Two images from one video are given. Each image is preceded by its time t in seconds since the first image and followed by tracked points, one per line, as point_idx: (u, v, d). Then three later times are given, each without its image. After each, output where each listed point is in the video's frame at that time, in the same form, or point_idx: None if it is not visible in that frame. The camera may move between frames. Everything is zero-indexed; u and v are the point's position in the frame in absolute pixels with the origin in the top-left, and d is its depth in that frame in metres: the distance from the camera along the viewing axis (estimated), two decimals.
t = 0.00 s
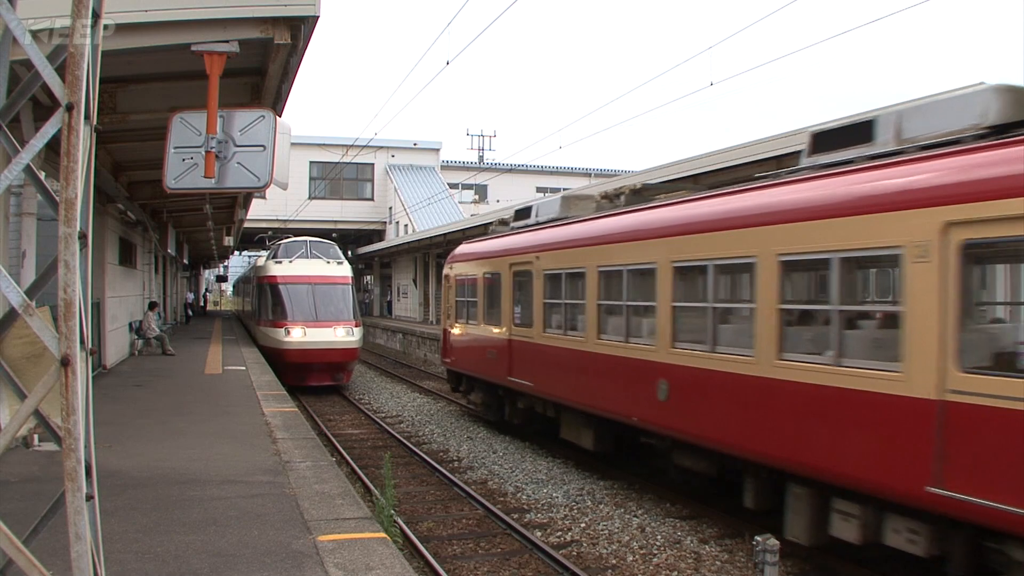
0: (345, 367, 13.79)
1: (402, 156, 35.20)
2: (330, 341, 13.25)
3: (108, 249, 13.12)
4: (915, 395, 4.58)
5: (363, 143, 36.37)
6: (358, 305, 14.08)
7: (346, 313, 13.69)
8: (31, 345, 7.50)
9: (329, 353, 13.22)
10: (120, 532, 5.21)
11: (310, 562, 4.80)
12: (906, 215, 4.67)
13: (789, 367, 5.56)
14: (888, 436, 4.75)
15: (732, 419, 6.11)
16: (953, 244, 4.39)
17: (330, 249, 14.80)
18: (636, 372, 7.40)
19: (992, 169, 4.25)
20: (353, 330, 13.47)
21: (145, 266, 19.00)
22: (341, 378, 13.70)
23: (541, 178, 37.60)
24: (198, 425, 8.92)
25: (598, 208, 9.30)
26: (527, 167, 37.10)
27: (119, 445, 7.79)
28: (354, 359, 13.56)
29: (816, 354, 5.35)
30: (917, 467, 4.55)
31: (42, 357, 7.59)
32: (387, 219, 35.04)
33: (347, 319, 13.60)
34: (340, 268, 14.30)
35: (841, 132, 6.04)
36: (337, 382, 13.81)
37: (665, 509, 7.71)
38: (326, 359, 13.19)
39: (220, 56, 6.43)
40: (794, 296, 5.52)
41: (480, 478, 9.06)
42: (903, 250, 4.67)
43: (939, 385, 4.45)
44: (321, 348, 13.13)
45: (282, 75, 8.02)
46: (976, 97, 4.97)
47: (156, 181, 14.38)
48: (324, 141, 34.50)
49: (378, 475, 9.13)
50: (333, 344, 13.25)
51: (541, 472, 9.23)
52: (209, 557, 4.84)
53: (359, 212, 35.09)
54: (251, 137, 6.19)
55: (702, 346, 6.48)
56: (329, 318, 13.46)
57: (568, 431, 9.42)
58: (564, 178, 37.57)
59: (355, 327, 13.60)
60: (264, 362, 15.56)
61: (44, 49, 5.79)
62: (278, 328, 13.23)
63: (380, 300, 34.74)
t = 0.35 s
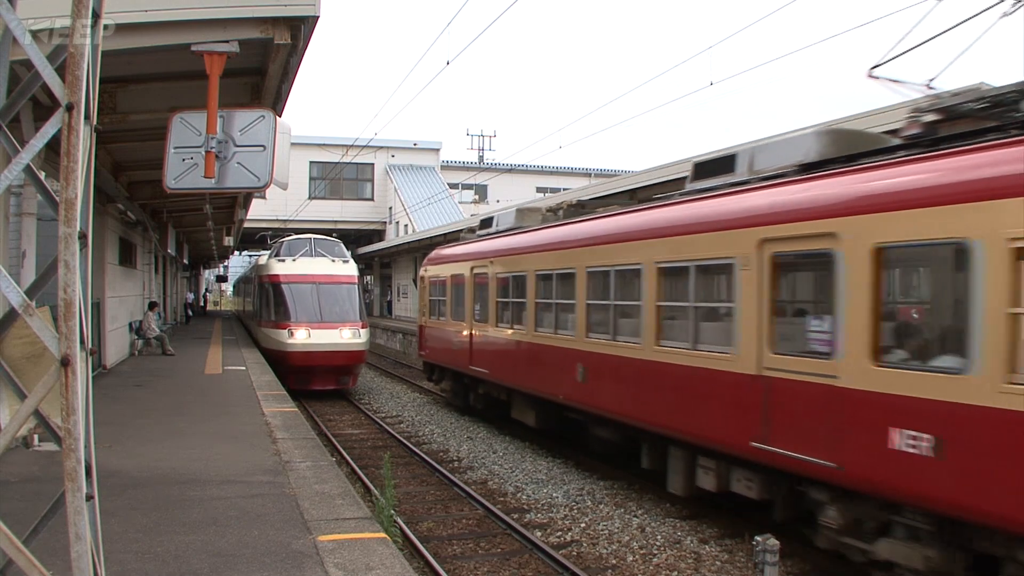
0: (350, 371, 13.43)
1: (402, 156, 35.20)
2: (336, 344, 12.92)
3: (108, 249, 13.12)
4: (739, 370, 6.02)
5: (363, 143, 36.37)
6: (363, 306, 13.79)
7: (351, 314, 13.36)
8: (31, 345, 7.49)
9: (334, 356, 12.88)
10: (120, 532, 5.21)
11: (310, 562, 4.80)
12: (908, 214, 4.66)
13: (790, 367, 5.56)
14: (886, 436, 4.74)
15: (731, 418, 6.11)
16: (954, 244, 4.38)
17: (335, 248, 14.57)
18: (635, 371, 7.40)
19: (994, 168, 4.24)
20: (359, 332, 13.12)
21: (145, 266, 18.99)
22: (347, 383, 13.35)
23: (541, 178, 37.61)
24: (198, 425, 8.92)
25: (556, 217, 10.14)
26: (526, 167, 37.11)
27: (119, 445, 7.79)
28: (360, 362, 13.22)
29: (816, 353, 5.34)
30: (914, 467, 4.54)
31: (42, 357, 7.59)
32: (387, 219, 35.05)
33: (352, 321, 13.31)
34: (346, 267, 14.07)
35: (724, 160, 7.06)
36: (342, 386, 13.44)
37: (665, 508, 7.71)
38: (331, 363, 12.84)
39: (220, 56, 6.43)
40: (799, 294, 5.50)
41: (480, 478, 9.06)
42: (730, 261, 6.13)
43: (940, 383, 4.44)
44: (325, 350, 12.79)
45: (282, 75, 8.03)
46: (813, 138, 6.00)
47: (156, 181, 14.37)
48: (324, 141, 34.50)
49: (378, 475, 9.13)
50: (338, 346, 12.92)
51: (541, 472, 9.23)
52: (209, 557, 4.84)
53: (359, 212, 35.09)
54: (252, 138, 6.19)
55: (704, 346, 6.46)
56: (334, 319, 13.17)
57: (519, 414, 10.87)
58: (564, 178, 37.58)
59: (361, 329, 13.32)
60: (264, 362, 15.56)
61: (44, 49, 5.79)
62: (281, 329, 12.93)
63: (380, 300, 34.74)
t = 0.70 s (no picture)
0: (357, 374, 13.15)
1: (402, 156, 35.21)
2: (341, 346, 12.65)
3: (108, 249, 13.12)
4: (634, 357, 7.44)
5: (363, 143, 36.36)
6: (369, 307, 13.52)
7: (357, 316, 13.10)
8: (31, 345, 7.49)
9: (340, 359, 12.61)
10: (120, 532, 5.20)
11: (310, 562, 4.80)
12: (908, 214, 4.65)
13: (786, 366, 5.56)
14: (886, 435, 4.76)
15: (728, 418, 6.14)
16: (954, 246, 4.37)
17: (340, 247, 14.31)
18: (638, 370, 7.40)
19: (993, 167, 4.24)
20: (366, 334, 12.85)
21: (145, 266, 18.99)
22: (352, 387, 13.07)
23: (541, 178, 37.62)
24: (198, 425, 8.91)
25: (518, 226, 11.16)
26: (526, 167, 37.12)
27: (119, 445, 7.79)
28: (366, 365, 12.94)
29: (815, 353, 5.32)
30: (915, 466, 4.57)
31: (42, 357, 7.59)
32: (387, 220, 35.05)
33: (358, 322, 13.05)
34: (351, 267, 13.80)
35: (639, 181, 8.24)
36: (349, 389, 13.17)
37: (664, 508, 7.71)
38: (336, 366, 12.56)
39: (220, 56, 6.43)
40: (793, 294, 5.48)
41: (480, 478, 9.06)
42: (626, 268, 7.59)
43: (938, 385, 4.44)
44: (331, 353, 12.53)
45: (282, 75, 8.02)
46: (697, 166, 7.18)
47: (156, 181, 14.38)
48: (324, 141, 34.49)
49: (378, 475, 9.13)
50: (343, 349, 12.65)
51: (541, 472, 9.23)
52: (209, 557, 4.84)
53: (359, 212, 35.09)
54: (252, 137, 6.18)
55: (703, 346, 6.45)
56: (339, 321, 12.90)
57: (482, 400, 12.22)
58: (564, 178, 37.59)
59: (367, 331, 13.04)
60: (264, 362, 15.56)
61: (44, 49, 5.79)
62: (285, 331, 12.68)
63: (380, 300, 34.73)
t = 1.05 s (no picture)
0: (362, 378, 12.74)
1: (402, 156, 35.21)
2: (346, 350, 12.25)
3: (108, 249, 13.12)
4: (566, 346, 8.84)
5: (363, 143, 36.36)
6: (376, 307, 13.11)
7: (362, 317, 12.71)
8: (31, 345, 7.48)
9: (344, 363, 12.22)
10: (120, 532, 5.20)
11: (310, 562, 4.80)
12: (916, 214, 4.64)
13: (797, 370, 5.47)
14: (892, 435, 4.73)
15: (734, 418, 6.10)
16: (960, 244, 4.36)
17: (344, 245, 13.89)
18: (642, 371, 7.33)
19: (997, 168, 4.26)
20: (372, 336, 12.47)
21: (145, 266, 18.99)
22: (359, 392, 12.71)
23: (541, 178, 37.64)
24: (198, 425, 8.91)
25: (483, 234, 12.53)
26: (526, 167, 37.13)
27: (119, 445, 7.79)
28: (372, 370, 12.54)
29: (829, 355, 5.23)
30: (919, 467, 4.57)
31: (42, 357, 7.58)
32: (387, 220, 35.05)
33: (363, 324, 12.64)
34: (356, 266, 13.38)
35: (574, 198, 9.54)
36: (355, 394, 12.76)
37: (664, 509, 7.71)
38: (340, 370, 12.20)
39: (220, 56, 6.41)
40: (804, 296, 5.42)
41: (479, 478, 9.06)
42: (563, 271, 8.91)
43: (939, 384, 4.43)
44: (335, 357, 12.13)
45: (282, 75, 8.02)
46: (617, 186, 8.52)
47: (156, 181, 14.38)
48: (324, 141, 34.48)
49: (377, 475, 9.14)
50: (349, 352, 12.25)
51: (541, 472, 9.23)
52: (209, 557, 4.84)
53: (359, 213, 35.09)
54: (251, 138, 6.18)
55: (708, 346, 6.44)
56: (345, 323, 12.51)
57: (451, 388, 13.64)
58: (564, 178, 37.61)
59: (373, 333, 12.64)
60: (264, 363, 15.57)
61: (44, 49, 5.79)
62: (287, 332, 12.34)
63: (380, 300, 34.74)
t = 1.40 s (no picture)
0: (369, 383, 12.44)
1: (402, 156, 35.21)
2: (352, 352, 11.96)
3: (108, 249, 13.12)
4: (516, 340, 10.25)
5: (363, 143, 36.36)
6: (381, 307, 12.85)
7: (368, 319, 12.44)
8: (31, 345, 7.48)
9: (350, 367, 11.93)
10: (120, 532, 5.21)
11: (310, 562, 4.80)
12: (921, 213, 4.64)
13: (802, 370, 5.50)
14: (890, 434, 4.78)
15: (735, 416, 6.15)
16: (965, 243, 4.36)
17: (349, 243, 13.67)
18: (644, 371, 7.37)
19: (1001, 167, 4.25)
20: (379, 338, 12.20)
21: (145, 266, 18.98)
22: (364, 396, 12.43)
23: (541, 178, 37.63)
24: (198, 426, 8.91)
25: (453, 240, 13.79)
26: (526, 168, 37.17)
27: (120, 445, 7.79)
28: (378, 373, 12.25)
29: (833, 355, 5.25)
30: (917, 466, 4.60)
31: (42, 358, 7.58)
32: (387, 220, 35.05)
33: (369, 326, 12.39)
34: (362, 264, 13.12)
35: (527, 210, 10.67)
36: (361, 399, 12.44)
37: (664, 509, 7.72)
38: (346, 374, 11.91)
39: (220, 56, 6.41)
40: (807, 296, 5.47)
41: (480, 478, 9.07)
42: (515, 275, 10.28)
43: (946, 384, 4.43)
44: (341, 360, 11.85)
45: (282, 75, 8.02)
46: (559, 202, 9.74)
47: (156, 181, 14.37)
48: (324, 141, 34.47)
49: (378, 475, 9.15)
50: (354, 355, 11.97)
51: (541, 472, 9.24)
52: (209, 557, 4.84)
53: (359, 213, 35.09)
54: (251, 138, 6.18)
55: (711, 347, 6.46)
56: (350, 325, 12.23)
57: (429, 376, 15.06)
58: (564, 178, 37.60)
59: (379, 334, 12.39)
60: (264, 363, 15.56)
61: (44, 49, 5.79)
62: (291, 334, 12.06)
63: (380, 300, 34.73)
